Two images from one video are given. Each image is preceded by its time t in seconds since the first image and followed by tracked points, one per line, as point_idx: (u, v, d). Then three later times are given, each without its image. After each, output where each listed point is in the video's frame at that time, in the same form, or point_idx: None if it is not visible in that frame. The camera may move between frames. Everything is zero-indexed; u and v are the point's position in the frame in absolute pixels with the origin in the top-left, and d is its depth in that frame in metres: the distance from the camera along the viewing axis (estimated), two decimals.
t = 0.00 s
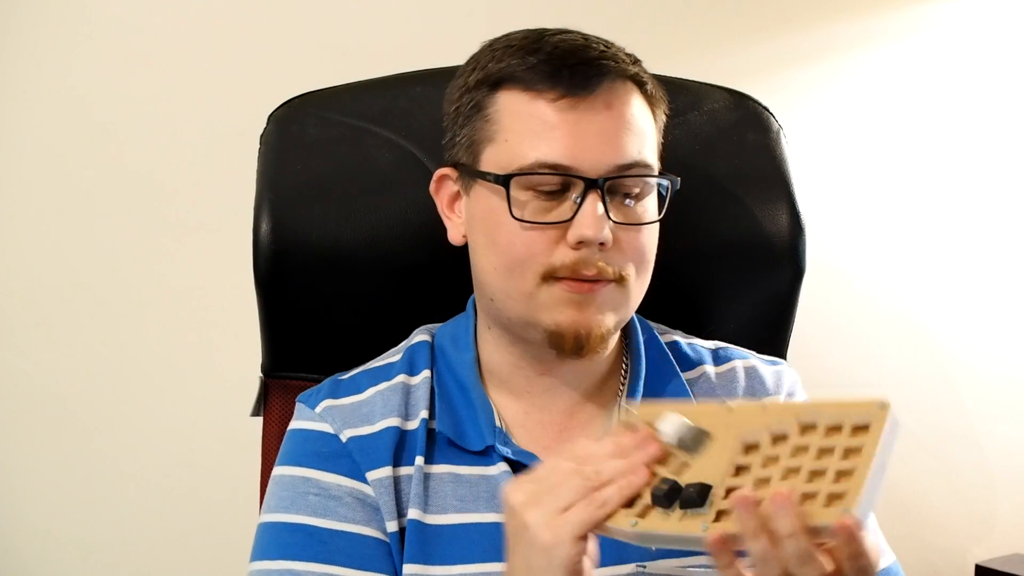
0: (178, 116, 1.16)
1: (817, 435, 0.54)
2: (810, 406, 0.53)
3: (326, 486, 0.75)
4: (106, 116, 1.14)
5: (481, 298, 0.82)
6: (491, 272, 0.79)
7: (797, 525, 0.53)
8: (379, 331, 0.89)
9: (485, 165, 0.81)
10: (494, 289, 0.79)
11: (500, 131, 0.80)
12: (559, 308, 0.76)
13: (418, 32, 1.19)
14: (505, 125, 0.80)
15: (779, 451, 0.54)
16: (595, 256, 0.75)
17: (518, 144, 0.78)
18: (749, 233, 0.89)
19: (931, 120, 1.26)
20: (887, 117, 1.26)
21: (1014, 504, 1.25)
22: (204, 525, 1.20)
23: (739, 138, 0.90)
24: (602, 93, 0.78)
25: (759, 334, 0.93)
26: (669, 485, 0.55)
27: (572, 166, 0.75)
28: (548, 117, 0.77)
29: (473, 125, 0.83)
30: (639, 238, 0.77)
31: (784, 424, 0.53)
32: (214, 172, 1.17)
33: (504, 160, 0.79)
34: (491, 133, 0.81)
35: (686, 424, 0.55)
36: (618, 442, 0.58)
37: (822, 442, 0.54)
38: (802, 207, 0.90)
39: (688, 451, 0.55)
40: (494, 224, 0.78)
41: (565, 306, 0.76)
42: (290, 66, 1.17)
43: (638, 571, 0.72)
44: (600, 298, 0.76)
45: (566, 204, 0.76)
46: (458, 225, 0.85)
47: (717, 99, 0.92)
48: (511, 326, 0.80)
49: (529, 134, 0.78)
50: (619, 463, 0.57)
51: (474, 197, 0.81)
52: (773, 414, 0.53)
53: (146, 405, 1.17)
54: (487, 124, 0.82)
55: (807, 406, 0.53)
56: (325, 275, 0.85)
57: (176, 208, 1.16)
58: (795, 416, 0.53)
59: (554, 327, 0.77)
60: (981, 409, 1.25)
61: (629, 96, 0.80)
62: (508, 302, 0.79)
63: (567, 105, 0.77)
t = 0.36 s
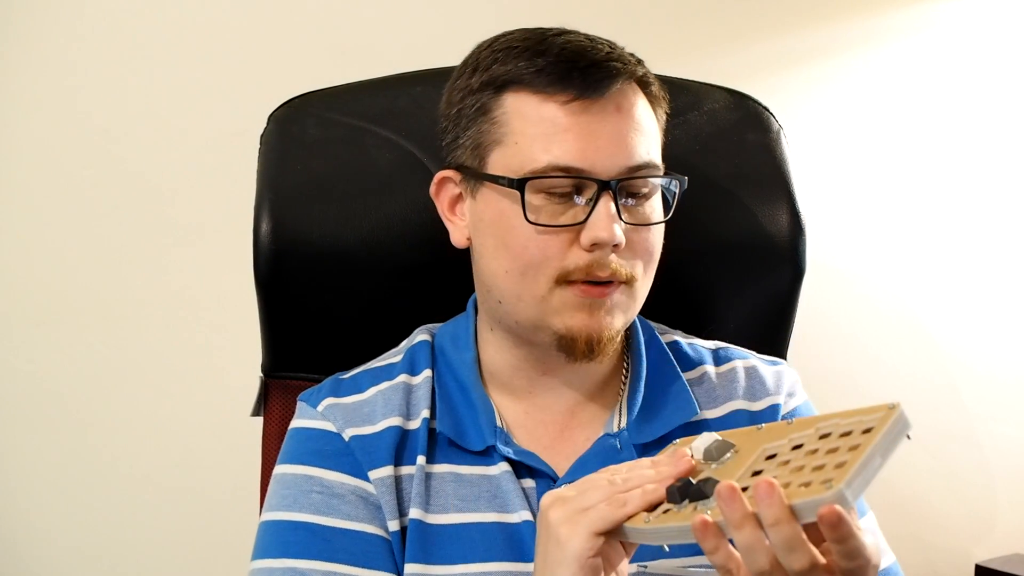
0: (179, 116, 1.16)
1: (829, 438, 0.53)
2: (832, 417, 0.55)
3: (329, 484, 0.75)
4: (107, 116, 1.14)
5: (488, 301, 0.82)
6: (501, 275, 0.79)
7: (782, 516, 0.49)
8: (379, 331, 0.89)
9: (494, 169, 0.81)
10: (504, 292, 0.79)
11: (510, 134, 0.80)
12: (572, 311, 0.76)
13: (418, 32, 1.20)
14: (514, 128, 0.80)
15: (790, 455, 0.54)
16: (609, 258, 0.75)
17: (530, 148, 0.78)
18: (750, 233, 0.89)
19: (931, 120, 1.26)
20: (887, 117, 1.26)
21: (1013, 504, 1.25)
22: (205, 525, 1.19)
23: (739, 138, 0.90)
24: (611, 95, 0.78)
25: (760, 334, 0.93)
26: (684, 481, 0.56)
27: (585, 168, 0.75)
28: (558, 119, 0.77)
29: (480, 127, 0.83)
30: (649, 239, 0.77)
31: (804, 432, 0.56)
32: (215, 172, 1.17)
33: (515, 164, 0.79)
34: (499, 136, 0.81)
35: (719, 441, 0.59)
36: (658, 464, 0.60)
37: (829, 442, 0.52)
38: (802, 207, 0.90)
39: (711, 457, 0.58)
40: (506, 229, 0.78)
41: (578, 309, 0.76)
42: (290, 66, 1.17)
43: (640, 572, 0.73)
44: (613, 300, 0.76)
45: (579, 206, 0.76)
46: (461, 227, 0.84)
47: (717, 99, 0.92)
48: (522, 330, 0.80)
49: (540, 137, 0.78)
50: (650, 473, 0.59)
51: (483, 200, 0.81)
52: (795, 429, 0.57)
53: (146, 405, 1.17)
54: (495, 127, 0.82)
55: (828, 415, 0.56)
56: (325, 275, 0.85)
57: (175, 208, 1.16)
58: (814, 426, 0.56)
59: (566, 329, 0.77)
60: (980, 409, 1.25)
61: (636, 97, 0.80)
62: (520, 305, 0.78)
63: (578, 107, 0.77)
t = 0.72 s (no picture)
0: (179, 116, 1.16)
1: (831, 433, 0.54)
2: (829, 411, 0.56)
3: (329, 485, 0.75)
4: (106, 116, 1.14)
5: (486, 300, 0.82)
6: (499, 275, 0.79)
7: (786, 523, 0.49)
8: (378, 332, 0.89)
9: (493, 168, 0.81)
10: (502, 292, 0.79)
11: (509, 134, 0.80)
12: (568, 312, 0.76)
13: (418, 32, 1.19)
14: (512, 127, 0.80)
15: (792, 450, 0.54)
16: (605, 259, 0.75)
17: (528, 148, 0.78)
18: (750, 233, 0.89)
19: (931, 120, 1.26)
20: (887, 116, 1.26)
21: (1013, 504, 1.25)
22: (205, 525, 1.19)
23: (739, 138, 0.90)
24: (610, 95, 0.78)
25: (760, 334, 0.93)
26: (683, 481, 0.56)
27: (582, 169, 0.75)
28: (556, 119, 0.77)
29: (481, 126, 0.83)
30: (646, 241, 0.77)
31: (802, 427, 0.56)
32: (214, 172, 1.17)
33: (512, 163, 0.79)
34: (498, 135, 0.81)
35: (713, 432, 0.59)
36: (645, 451, 0.59)
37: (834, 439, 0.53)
38: (802, 207, 0.90)
39: (709, 450, 0.58)
40: (503, 228, 0.78)
41: (574, 309, 0.76)
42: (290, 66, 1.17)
43: (640, 572, 0.73)
44: (608, 301, 0.76)
45: (576, 206, 0.76)
46: (461, 226, 0.84)
47: (717, 99, 0.92)
48: (519, 330, 0.80)
49: (537, 136, 0.78)
50: (637, 466, 0.58)
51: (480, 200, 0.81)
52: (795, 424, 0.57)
53: (145, 406, 1.17)
54: (495, 126, 0.82)
55: (825, 409, 0.56)
56: (325, 276, 0.85)
57: (175, 207, 1.16)
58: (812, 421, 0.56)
59: (563, 330, 0.76)
60: (980, 409, 1.25)
61: (635, 98, 0.79)
62: (517, 306, 0.78)
63: (576, 107, 0.77)
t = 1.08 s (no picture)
0: (180, 115, 1.15)
1: (810, 411, 0.52)
2: (788, 379, 0.52)
3: (332, 482, 0.75)
4: (107, 116, 1.14)
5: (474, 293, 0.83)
6: (479, 267, 0.79)
7: (878, 559, 0.53)
8: (378, 331, 0.89)
9: (482, 159, 0.82)
10: (482, 284, 0.79)
11: (498, 127, 0.80)
12: (542, 307, 0.76)
13: (418, 31, 1.19)
14: (503, 120, 0.80)
15: (780, 438, 0.53)
16: (579, 255, 0.74)
17: (513, 141, 0.78)
18: (749, 232, 0.89)
19: (931, 119, 1.26)
20: (886, 116, 1.26)
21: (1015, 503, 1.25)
22: (205, 525, 1.19)
23: (740, 138, 0.90)
24: (601, 94, 0.77)
25: (760, 333, 0.93)
26: (698, 524, 0.53)
27: (562, 164, 0.75)
28: (544, 114, 0.77)
29: (475, 120, 0.84)
30: (628, 242, 0.77)
31: (764, 405, 0.52)
32: (215, 172, 1.17)
33: (499, 155, 0.79)
34: (489, 128, 0.81)
35: (653, 426, 0.54)
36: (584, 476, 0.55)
37: (828, 426, 0.52)
38: (802, 207, 0.90)
39: (676, 459, 0.54)
40: (484, 217, 0.78)
41: (547, 303, 0.76)
42: (289, 66, 1.17)
43: (640, 572, 0.73)
44: (583, 297, 0.76)
45: (557, 201, 0.76)
46: (458, 219, 0.85)
47: (717, 99, 0.92)
48: (498, 321, 0.80)
49: (524, 130, 0.78)
50: (595, 503, 0.55)
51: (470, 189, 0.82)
52: (746, 398, 0.53)
53: (146, 406, 1.17)
54: (487, 120, 0.82)
55: (781, 377, 0.52)
56: (324, 275, 0.85)
57: (176, 207, 1.16)
58: (774, 396, 0.52)
59: (537, 325, 0.76)
60: (981, 409, 1.25)
61: (630, 99, 0.79)
62: (495, 299, 0.79)
63: (565, 104, 0.76)
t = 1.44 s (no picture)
0: (180, 115, 1.16)
1: (817, 399, 0.54)
2: (794, 370, 0.54)
3: (332, 480, 0.75)
4: (107, 116, 1.14)
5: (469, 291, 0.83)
6: (472, 264, 0.80)
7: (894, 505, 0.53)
8: (378, 331, 0.89)
9: (479, 158, 0.82)
10: (474, 280, 0.80)
11: (495, 126, 0.81)
12: (531, 306, 0.76)
13: (418, 32, 1.19)
14: (500, 119, 0.80)
15: (792, 426, 0.54)
16: (570, 258, 0.74)
17: (509, 140, 0.78)
18: (749, 232, 0.89)
19: (931, 119, 1.26)
20: (886, 116, 1.26)
21: (1014, 503, 1.25)
22: (205, 525, 1.19)
23: (740, 138, 0.90)
24: (598, 95, 0.77)
25: (760, 333, 0.93)
26: (722, 522, 0.55)
27: (554, 165, 0.75)
28: (540, 115, 0.77)
29: (474, 120, 0.84)
30: (622, 246, 0.77)
31: (774, 398, 0.54)
32: (215, 172, 1.17)
33: (494, 154, 0.80)
34: (486, 127, 0.82)
35: (666, 432, 0.54)
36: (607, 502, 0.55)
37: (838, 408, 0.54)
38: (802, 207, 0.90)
39: (693, 461, 0.54)
40: (477, 214, 0.79)
41: (538, 304, 0.76)
42: (290, 66, 1.17)
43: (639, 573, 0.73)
44: (574, 299, 0.76)
45: (551, 202, 0.76)
46: (458, 216, 0.85)
47: (717, 99, 0.92)
48: (492, 319, 0.81)
49: (519, 130, 0.78)
50: (619, 533, 0.55)
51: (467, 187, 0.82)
52: (754, 393, 0.54)
53: (146, 406, 1.17)
54: (485, 119, 0.82)
55: (787, 369, 0.54)
56: (324, 275, 0.85)
57: (175, 208, 1.16)
58: (783, 388, 0.54)
59: (527, 324, 0.77)
60: (980, 409, 1.25)
61: (628, 101, 0.79)
62: (487, 295, 0.79)
63: (560, 105, 0.76)
